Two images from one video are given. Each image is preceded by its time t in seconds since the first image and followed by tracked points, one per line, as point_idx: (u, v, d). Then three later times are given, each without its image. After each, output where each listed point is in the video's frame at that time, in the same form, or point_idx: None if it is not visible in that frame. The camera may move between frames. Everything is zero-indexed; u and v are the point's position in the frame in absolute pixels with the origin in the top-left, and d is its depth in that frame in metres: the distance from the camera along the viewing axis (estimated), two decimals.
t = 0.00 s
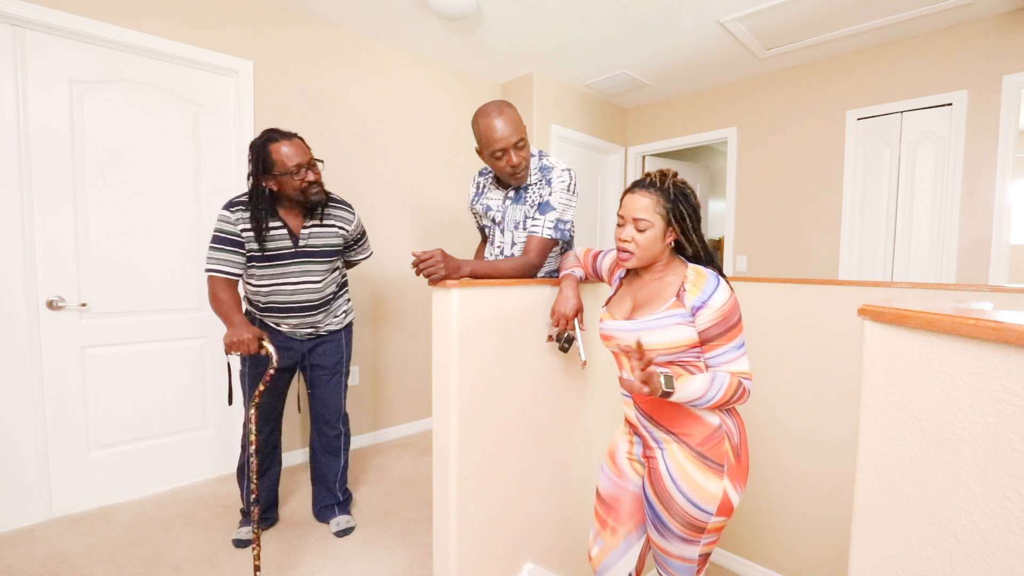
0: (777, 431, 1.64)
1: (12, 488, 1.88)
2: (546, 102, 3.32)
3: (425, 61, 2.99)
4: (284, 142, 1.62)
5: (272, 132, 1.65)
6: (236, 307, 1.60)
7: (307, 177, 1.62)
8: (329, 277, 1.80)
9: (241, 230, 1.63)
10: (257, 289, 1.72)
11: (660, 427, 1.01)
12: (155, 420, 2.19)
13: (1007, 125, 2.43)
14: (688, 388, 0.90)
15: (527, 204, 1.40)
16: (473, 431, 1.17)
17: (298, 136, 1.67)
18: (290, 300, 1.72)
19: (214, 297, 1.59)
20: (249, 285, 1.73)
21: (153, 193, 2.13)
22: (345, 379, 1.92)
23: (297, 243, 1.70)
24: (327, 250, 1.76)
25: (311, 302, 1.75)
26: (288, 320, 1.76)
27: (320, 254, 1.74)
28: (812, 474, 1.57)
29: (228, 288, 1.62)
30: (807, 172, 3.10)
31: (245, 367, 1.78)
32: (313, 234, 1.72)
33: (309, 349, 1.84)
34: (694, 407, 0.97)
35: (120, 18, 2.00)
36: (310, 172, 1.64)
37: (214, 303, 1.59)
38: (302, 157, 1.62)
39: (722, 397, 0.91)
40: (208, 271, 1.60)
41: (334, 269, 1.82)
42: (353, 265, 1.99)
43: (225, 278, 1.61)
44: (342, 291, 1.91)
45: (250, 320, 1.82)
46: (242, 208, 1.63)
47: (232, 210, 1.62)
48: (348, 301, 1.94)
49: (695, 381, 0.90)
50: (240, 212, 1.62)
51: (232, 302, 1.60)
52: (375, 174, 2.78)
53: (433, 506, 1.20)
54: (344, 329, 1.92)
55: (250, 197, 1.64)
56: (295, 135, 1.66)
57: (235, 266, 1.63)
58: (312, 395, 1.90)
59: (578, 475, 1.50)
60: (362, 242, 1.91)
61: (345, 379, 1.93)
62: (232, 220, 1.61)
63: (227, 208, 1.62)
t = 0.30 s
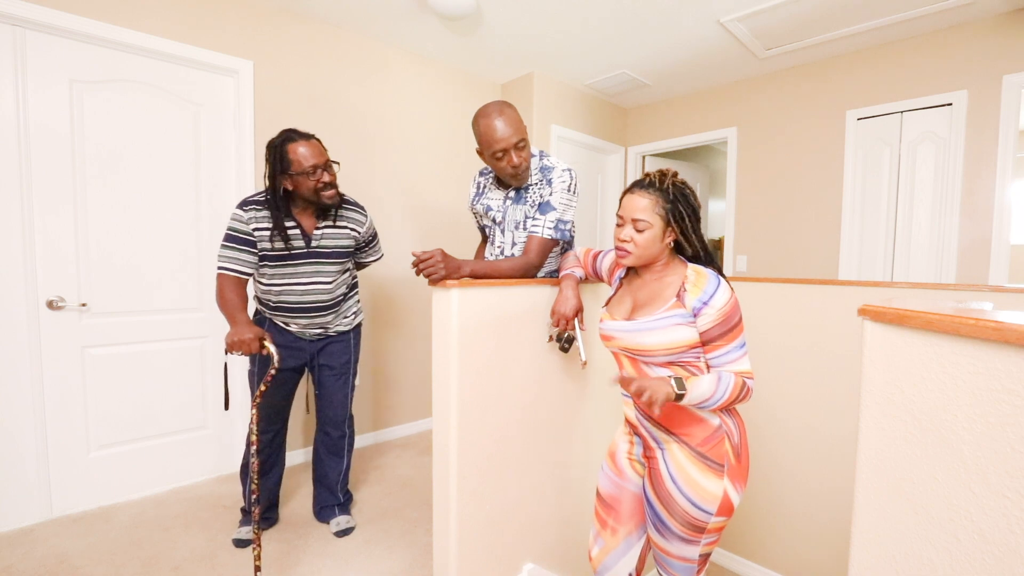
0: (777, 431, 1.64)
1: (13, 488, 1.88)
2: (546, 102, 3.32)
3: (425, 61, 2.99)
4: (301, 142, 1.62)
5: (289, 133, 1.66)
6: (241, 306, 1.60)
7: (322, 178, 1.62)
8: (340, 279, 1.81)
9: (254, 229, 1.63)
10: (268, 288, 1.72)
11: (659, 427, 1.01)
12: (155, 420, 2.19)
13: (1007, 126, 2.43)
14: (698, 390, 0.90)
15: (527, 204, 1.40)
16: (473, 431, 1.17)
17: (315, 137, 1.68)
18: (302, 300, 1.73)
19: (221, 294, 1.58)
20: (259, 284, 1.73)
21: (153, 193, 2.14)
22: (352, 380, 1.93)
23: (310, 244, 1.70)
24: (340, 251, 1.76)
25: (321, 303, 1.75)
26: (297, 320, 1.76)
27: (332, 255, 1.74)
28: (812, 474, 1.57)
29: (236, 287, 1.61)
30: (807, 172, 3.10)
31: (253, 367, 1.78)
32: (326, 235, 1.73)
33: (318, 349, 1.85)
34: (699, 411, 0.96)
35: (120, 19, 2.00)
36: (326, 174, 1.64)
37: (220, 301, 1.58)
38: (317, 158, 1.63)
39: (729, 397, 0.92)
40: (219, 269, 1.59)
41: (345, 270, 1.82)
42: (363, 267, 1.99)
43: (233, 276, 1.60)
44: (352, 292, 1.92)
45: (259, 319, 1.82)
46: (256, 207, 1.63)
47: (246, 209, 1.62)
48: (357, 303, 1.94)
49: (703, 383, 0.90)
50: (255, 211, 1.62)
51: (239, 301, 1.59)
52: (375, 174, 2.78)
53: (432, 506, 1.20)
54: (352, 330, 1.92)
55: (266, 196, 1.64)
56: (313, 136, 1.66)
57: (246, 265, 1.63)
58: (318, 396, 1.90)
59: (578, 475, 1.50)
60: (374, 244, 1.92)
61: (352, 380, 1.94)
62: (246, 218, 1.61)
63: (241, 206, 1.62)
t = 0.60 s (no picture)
0: (776, 431, 1.64)
1: (13, 488, 1.88)
2: (546, 102, 3.32)
3: (425, 60, 2.99)
4: (304, 141, 1.62)
5: (293, 132, 1.65)
6: (246, 306, 1.59)
7: (326, 177, 1.62)
8: (343, 278, 1.81)
9: (258, 229, 1.62)
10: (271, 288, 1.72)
11: (660, 428, 1.01)
12: (155, 420, 2.19)
13: (1007, 126, 2.43)
14: (697, 389, 0.90)
15: (527, 204, 1.40)
16: (473, 431, 1.17)
17: (319, 137, 1.68)
18: (305, 300, 1.73)
19: (224, 294, 1.58)
20: (262, 284, 1.73)
21: (153, 193, 2.14)
22: (354, 380, 1.93)
23: (313, 244, 1.70)
24: (343, 251, 1.76)
25: (325, 303, 1.76)
26: (300, 320, 1.76)
27: (336, 255, 1.75)
28: (812, 474, 1.57)
29: (239, 287, 1.60)
30: (807, 172, 3.10)
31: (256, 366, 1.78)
32: (329, 235, 1.73)
33: (321, 349, 1.85)
34: (697, 410, 0.97)
35: (120, 19, 2.00)
36: (330, 175, 1.64)
37: (224, 301, 1.58)
38: (322, 159, 1.63)
39: (729, 398, 0.92)
40: (223, 269, 1.59)
41: (348, 270, 1.82)
42: (366, 266, 2.00)
43: (236, 276, 1.60)
44: (354, 292, 1.92)
45: (263, 319, 1.82)
46: (260, 206, 1.63)
47: (250, 208, 1.61)
48: (360, 302, 1.94)
49: (703, 381, 0.90)
50: (258, 211, 1.62)
51: (242, 300, 1.58)
52: (375, 174, 2.78)
53: (432, 505, 1.20)
54: (356, 330, 1.92)
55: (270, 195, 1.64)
56: (316, 135, 1.66)
57: (249, 265, 1.63)
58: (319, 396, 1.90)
59: (578, 475, 1.50)
60: (377, 244, 1.92)
61: (354, 379, 1.94)
62: (249, 218, 1.61)
63: (244, 206, 1.62)
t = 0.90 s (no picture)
0: (776, 431, 1.64)
1: (13, 488, 1.88)
2: (546, 102, 3.32)
3: (425, 60, 2.99)
4: (287, 139, 1.62)
5: (277, 131, 1.65)
6: (243, 307, 1.60)
7: (309, 176, 1.62)
8: (331, 277, 1.81)
9: (243, 229, 1.63)
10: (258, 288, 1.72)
11: (660, 428, 1.01)
12: (155, 420, 2.19)
13: (1007, 126, 2.43)
14: (689, 377, 0.92)
15: (527, 204, 1.40)
16: (473, 431, 1.17)
17: (302, 135, 1.68)
18: (293, 299, 1.72)
19: (221, 298, 1.59)
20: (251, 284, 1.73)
21: (153, 193, 2.14)
22: (347, 380, 1.92)
23: (300, 243, 1.70)
24: (330, 250, 1.76)
25: (313, 302, 1.75)
26: (288, 320, 1.76)
27: (322, 253, 1.74)
28: (813, 475, 1.57)
29: (233, 289, 1.62)
30: (807, 172, 3.10)
31: (247, 368, 1.78)
32: (315, 233, 1.73)
33: (311, 350, 1.84)
34: (684, 397, 0.98)
35: (120, 19, 2.00)
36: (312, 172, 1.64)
37: (220, 303, 1.59)
38: (304, 156, 1.62)
39: (720, 393, 0.93)
40: (211, 270, 1.59)
41: (336, 268, 1.82)
42: (355, 265, 2.00)
43: (228, 279, 1.61)
44: (343, 290, 1.92)
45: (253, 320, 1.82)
46: (245, 206, 1.63)
47: (235, 209, 1.61)
48: (349, 301, 1.94)
49: (696, 371, 0.92)
50: (243, 211, 1.62)
51: (239, 301, 1.60)
52: (375, 174, 2.78)
53: (433, 506, 1.20)
54: (346, 329, 1.92)
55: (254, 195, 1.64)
56: (299, 134, 1.66)
57: (237, 265, 1.63)
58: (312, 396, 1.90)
59: (578, 475, 1.51)
60: (364, 242, 1.92)
61: (347, 379, 1.93)
62: (234, 218, 1.61)
63: (229, 206, 1.62)
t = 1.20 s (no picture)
0: (776, 431, 1.64)
1: (13, 488, 1.88)
2: (546, 102, 3.32)
3: (425, 60, 2.99)
4: (276, 139, 1.62)
5: (266, 130, 1.66)
6: (233, 307, 1.60)
7: (298, 175, 1.62)
8: (316, 276, 1.81)
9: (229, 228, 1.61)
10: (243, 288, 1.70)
11: (660, 427, 1.01)
12: (155, 420, 2.18)
13: (1008, 126, 2.43)
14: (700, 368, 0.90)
15: (527, 204, 1.40)
16: (473, 431, 1.17)
17: (291, 135, 1.69)
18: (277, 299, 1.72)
19: (209, 298, 1.58)
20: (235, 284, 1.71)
21: (153, 193, 2.13)
22: (339, 376, 1.93)
23: (285, 242, 1.70)
24: (315, 249, 1.77)
25: (298, 302, 1.76)
26: (274, 320, 1.76)
27: (309, 253, 1.75)
28: (814, 475, 1.57)
29: (221, 289, 1.60)
30: (807, 172, 3.10)
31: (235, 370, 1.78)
32: (301, 233, 1.73)
33: (297, 349, 1.85)
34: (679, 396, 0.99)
35: (120, 18, 2.00)
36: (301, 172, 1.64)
37: (209, 304, 1.58)
38: (292, 157, 1.63)
39: (725, 388, 0.92)
40: (196, 270, 1.57)
41: (321, 268, 1.83)
42: (337, 265, 2.00)
43: (215, 278, 1.59)
44: (327, 291, 1.92)
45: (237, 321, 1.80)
46: (229, 205, 1.62)
47: (220, 208, 1.60)
48: (333, 301, 1.95)
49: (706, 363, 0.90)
50: (227, 210, 1.61)
51: (228, 301, 1.59)
52: (375, 174, 2.78)
53: (433, 506, 1.20)
54: (331, 327, 1.92)
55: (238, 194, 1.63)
56: (288, 133, 1.66)
57: (225, 265, 1.61)
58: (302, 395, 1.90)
59: (578, 475, 1.51)
60: (347, 243, 1.93)
61: (339, 375, 1.94)
62: (219, 218, 1.60)
63: (213, 206, 1.61)
